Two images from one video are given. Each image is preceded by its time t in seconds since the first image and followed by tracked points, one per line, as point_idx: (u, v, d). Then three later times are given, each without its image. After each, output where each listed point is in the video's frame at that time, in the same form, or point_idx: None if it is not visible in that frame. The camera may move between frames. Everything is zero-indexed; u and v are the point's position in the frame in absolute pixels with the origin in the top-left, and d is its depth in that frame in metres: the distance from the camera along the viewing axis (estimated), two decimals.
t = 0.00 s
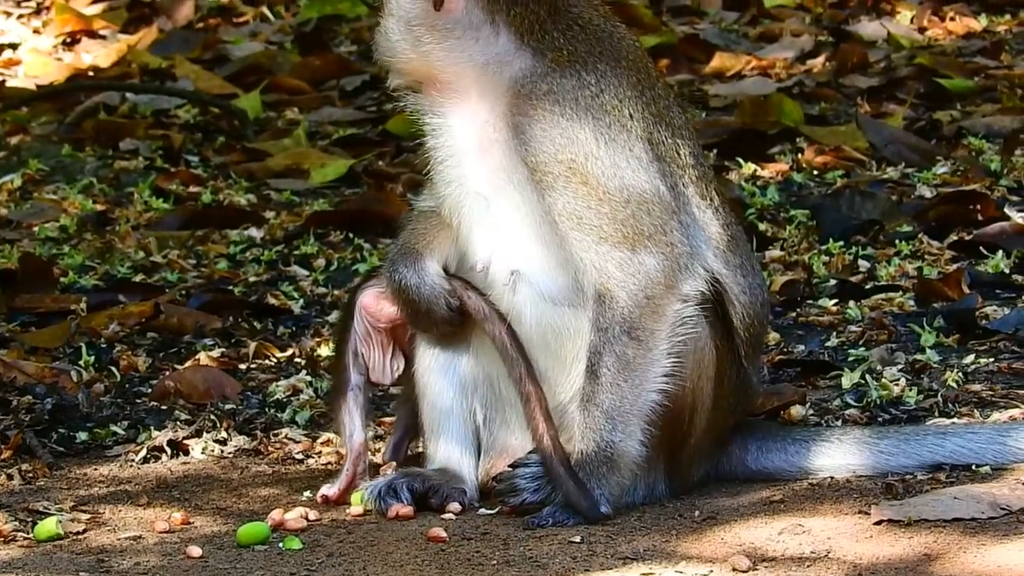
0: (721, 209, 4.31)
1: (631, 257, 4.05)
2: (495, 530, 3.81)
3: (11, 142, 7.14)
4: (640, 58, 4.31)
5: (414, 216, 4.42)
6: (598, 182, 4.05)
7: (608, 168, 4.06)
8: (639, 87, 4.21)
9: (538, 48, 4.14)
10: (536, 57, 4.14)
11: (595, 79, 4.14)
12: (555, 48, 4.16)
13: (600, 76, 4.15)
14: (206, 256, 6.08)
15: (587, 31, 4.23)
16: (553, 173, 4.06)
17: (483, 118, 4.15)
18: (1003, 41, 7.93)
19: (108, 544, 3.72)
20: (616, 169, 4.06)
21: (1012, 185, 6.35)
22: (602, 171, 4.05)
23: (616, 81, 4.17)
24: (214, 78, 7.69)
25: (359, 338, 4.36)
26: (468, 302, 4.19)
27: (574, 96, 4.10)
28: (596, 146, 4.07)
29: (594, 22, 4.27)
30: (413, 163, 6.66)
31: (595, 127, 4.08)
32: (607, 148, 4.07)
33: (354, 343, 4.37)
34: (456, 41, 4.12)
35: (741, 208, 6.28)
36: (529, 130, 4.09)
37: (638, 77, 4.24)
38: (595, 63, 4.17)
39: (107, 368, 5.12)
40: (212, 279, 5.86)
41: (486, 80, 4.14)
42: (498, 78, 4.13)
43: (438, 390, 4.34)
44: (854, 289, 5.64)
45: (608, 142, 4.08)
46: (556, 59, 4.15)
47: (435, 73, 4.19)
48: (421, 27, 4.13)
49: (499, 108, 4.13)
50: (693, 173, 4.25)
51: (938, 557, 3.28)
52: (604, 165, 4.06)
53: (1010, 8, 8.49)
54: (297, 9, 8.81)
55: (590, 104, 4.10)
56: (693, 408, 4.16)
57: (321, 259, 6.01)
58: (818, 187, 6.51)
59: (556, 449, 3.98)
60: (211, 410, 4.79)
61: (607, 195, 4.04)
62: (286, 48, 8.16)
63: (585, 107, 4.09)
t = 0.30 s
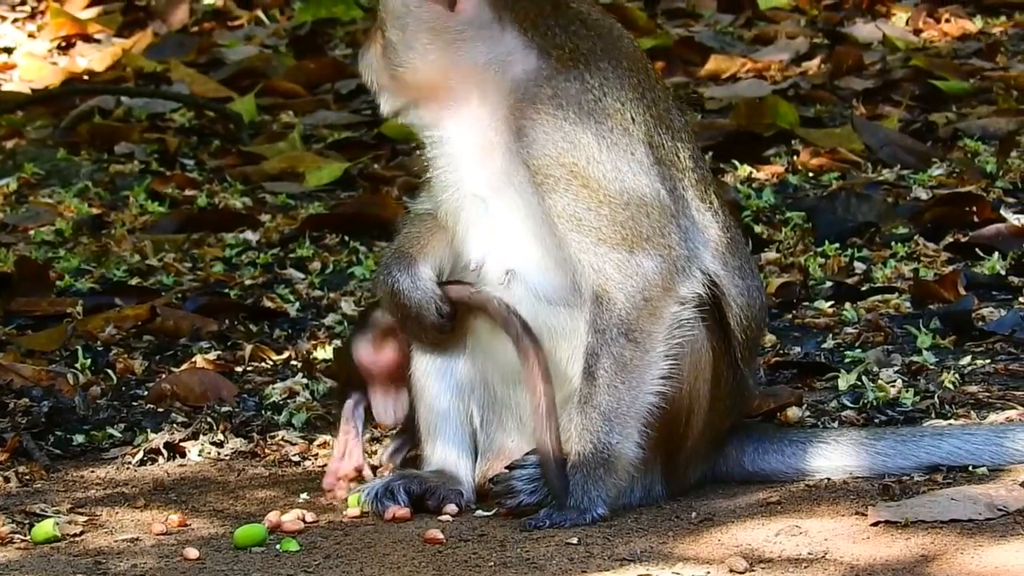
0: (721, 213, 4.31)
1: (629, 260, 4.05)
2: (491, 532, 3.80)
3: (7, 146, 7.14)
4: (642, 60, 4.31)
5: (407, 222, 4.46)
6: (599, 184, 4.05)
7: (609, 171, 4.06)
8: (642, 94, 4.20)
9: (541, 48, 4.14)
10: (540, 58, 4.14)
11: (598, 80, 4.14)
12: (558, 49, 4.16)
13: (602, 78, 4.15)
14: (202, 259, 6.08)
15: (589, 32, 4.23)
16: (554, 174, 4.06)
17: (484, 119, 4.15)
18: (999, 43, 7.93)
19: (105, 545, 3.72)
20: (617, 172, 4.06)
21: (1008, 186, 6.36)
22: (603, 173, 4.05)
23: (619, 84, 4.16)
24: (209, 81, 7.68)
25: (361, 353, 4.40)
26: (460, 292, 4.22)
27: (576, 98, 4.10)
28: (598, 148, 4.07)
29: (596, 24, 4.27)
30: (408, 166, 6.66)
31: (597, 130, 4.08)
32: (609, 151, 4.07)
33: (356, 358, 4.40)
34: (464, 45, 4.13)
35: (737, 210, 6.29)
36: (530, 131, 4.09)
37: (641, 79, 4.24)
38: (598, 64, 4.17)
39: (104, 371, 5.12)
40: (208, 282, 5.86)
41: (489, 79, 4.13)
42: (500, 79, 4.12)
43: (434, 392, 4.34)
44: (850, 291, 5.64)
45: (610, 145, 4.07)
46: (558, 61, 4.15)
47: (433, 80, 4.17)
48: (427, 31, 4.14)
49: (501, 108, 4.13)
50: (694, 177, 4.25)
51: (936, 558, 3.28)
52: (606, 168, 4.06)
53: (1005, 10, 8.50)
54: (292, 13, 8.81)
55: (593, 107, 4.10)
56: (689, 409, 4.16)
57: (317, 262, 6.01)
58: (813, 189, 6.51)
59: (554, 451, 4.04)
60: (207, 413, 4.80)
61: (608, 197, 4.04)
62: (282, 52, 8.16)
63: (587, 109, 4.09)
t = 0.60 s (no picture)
0: (722, 216, 4.30)
1: (636, 263, 4.02)
2: (490, 532, 3.79)
3: (6, 145, 7.13)
4: (640, 59, 4.30)
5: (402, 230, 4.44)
6: (610, 187, 4.02)
7: (619, 174, 4.03)
8: (640, 85, 4.19)
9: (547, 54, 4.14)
10: (548, 66, 4.12)
11: (605, 82, 4.12)
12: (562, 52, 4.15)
13: (608, 79, 4.13)
14: (201, 259, 6.07)
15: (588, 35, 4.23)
16: (566, 178, 4.03)
17: (503, 144, 4.12)
18: (997, 44, 7.93)
19: (105, 545, 3.71)
20: (627, 175, 4.03)
21: (1007, 187, 6.35)
22: (615, 177, 4.02)
23: (625, 86, 4.14)
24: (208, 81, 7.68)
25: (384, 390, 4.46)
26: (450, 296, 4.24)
27: (585, 101, 4.08)
28: (608, 151, 4.04)
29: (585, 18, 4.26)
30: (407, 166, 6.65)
31: (605, 133, 4.06)
32: (619, 154, 4.04)
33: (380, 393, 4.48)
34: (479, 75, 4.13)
35: (736, 210, 6.29)
36: (539, 136, 4.06)
37: (640, 76, 4.22)
38: (602, 65, 4.15)
39: (103, 370, 5.12)
40: (207, 281, 5.86)
41: (503, 99, 4.11)
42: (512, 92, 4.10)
43: (434, 393, 4.32)
44: (850, 292, 5.63)
45: (619, 148, 4.05)
46: (563, 64, 4.13)
47: (473, 150, 4.14)
48: (457, 99, 4.15)
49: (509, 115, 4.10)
50: (695, 180, 4.24)
51: (935, 558, 3.27)
52: (617, 171, 4.03)
53: (1004, 11, 8.50)
54: (291, 13, 8.81)
55: (602, 111, 4.08)
56: (689, 410, 4.14)
57: (315, 262, 6.01)
58: (812, 189, 6.51)
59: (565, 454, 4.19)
60: (206, 412, 4.79)
61: (619, 200, 4.01)
62: (280, 52, 8.16)
63: (595, 113, 4.07)
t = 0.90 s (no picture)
0: (722, 214, 4.29)
1: (637, 264, 4.01)
2: (491, 533, 3.80)
3: (7, 146, 7.14)
4: (633, 58, 4.31)
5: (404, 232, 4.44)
6: (611, 189, 4.00)
7: (620, 175, 4.01)
8: (634, 81, 4.19)
9: (540, 61, 4.13)
10: (542, 71, 4.11)
11: (601, 82, 4.11)
12: (557, 55, 4.15)
13: (604, 79, 4.12)
14: (201, 259, 6.08)
15: (580, 37, 4.23)
16: (567, 181, 4.01)
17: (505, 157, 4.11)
18: (998, 45, 7.94)
19: (105, 546, 3.72)
20: (627, 176, 4.02)
21: (1007, 188, 6.35)
22: (616, 178, 4.00)
23: (621, 86, 4.14)
24: (209, 81, 7.69)
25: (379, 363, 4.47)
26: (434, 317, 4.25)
27: (584, 102, 4.07)
28: (608, 152, 4.02)
29: (569, 22, 4.28)
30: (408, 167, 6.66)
31: (604, 135, 4.04)
32: (619, 155, 4.03)
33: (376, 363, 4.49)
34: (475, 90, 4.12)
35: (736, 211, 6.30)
36: (538, 140, 4.05)
37: (634, 74, 4.22)
38: (598, 66, 4.15)
39: (103, 371, 5.12)
40: (208, 282, 5.86)
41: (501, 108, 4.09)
42: (507, 100, 4.09)
43: (434, 393, 4.33)
44: (850, 292, 5.64)
45: (619, 149, 4.03)
46: (560, 67, 4.12)
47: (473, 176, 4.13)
48: (455, 128, 4.13)
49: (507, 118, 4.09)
50: (694, 179, 4.23)
51: (935, 559, 3.28)
52: (618, 173, 4.01)
53: (1005, 12, 8.51)
54: (291, 14, 8.82)
55: (600, 112, 4.07)
56: (690, 413, 4.15)
57: (316, 263, 6.01)
58: (813, 190, 6.52)
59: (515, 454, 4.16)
60: (207, 413, 4.80)
61: (621, 202, 4.00)
62: (281, 53, 8.17)
63: (594, 114, 4.06)
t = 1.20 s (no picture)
0: (726, 219, 4.29)
1: (642, 268, 4.00)
2: (491, 535, 3.79)
3: (5, 149, 7.13)
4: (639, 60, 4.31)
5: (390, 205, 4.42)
6: (620, 191, 4.00)
7: (629, 178, 4.01)
8: (639, 81, 4.19)
9: (554, 65, 4.15)
10: (555, 74, 4.13)
11: (610, 84, 4.12)
12: (569, 59, 4.16)
13: (614, 82, 4.13)
14: (200, 262, 6.08)
15: (590, 40, 4.23)
16: (577, 183, 4.01)
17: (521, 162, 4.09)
18: (997, 46, 7.94)
19: (105, 548, 3.71)
20: (636, 179, 4.02)
21: (1006, 189, 6.35)
22: (626, 180, 4.01)
23: (632, 91, 4.14)
24: (207, 84, 7.69)
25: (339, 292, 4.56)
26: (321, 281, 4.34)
27: (595, 106, 4.08)
28: (617, 154, 4.03)
29: (578, 27, 4.30)
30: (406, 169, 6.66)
31: (614, 138, 4.05)
32: (629, 158, 4.03)
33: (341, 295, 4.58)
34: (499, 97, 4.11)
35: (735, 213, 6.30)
36: (549, 144, 4.06)
37: (640, 73, 4.21)
38: (608, 69, 4.15)
39: (103, 374, 5.12)
40: (207, 285, 5.86)
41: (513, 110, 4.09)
42: (524, 103, 4.09)
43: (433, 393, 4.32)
44: (850, 294, 5.64)
45: (629, 152, 4.04)
46: (572, 70, 4.13)
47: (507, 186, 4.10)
48: (487, 135, 4.09)
49: (520, 120, 4.08)
50: (699, 184, 4.23)
51: (935, 560, 3.27)
52: (627, 175, 4.01)
53: (1003, 13, 8.51)
54: (290, 16, 8.82)
55: (612, 115, 4.07)
56: (692, 417, 4.14)
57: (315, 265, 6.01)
58: (812, 192, 6.51)
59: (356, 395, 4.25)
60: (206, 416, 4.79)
61: (630, 205, 3.99)
62: (280, 55, 8.17)
63: (605, 118, 4.07)
